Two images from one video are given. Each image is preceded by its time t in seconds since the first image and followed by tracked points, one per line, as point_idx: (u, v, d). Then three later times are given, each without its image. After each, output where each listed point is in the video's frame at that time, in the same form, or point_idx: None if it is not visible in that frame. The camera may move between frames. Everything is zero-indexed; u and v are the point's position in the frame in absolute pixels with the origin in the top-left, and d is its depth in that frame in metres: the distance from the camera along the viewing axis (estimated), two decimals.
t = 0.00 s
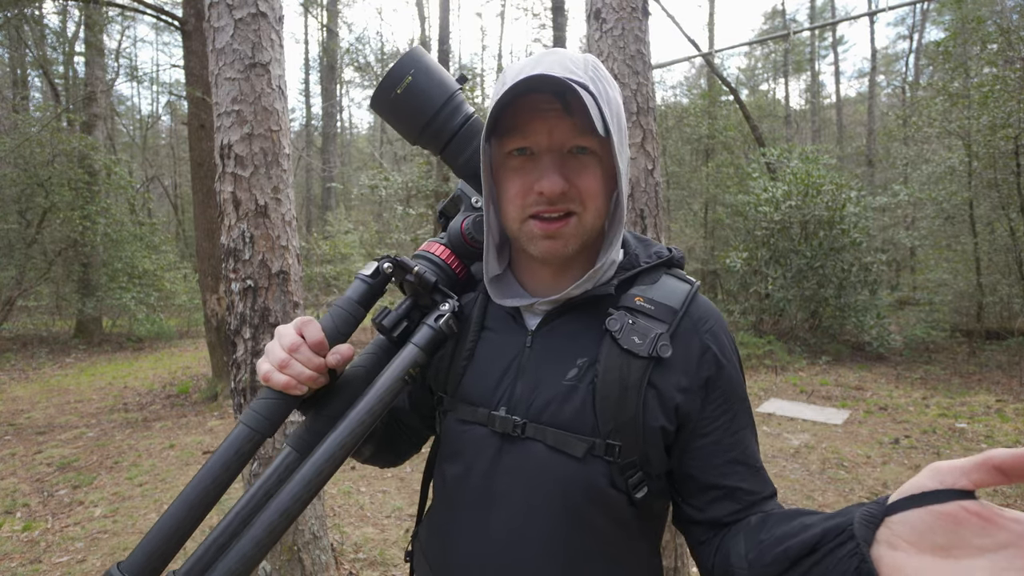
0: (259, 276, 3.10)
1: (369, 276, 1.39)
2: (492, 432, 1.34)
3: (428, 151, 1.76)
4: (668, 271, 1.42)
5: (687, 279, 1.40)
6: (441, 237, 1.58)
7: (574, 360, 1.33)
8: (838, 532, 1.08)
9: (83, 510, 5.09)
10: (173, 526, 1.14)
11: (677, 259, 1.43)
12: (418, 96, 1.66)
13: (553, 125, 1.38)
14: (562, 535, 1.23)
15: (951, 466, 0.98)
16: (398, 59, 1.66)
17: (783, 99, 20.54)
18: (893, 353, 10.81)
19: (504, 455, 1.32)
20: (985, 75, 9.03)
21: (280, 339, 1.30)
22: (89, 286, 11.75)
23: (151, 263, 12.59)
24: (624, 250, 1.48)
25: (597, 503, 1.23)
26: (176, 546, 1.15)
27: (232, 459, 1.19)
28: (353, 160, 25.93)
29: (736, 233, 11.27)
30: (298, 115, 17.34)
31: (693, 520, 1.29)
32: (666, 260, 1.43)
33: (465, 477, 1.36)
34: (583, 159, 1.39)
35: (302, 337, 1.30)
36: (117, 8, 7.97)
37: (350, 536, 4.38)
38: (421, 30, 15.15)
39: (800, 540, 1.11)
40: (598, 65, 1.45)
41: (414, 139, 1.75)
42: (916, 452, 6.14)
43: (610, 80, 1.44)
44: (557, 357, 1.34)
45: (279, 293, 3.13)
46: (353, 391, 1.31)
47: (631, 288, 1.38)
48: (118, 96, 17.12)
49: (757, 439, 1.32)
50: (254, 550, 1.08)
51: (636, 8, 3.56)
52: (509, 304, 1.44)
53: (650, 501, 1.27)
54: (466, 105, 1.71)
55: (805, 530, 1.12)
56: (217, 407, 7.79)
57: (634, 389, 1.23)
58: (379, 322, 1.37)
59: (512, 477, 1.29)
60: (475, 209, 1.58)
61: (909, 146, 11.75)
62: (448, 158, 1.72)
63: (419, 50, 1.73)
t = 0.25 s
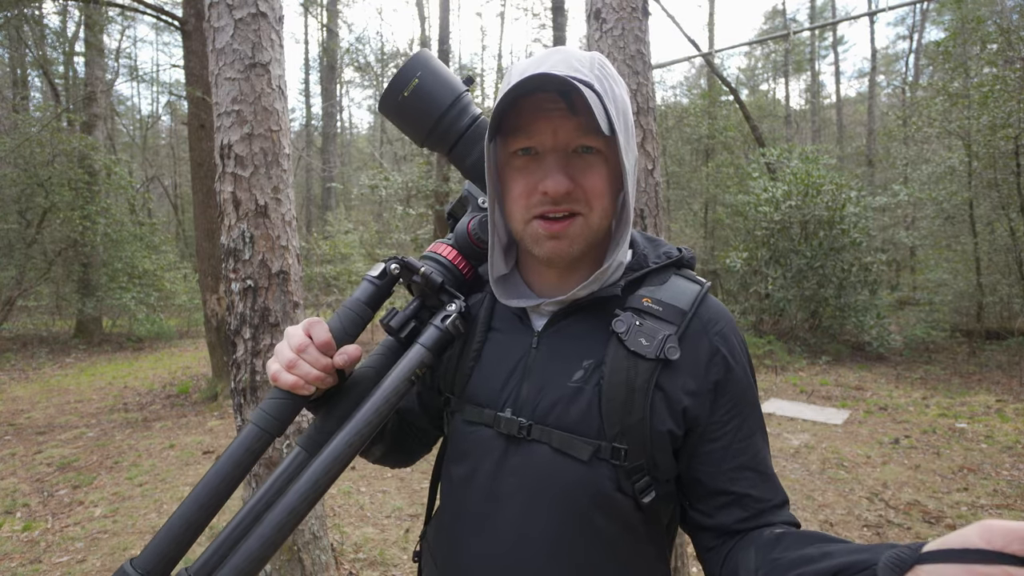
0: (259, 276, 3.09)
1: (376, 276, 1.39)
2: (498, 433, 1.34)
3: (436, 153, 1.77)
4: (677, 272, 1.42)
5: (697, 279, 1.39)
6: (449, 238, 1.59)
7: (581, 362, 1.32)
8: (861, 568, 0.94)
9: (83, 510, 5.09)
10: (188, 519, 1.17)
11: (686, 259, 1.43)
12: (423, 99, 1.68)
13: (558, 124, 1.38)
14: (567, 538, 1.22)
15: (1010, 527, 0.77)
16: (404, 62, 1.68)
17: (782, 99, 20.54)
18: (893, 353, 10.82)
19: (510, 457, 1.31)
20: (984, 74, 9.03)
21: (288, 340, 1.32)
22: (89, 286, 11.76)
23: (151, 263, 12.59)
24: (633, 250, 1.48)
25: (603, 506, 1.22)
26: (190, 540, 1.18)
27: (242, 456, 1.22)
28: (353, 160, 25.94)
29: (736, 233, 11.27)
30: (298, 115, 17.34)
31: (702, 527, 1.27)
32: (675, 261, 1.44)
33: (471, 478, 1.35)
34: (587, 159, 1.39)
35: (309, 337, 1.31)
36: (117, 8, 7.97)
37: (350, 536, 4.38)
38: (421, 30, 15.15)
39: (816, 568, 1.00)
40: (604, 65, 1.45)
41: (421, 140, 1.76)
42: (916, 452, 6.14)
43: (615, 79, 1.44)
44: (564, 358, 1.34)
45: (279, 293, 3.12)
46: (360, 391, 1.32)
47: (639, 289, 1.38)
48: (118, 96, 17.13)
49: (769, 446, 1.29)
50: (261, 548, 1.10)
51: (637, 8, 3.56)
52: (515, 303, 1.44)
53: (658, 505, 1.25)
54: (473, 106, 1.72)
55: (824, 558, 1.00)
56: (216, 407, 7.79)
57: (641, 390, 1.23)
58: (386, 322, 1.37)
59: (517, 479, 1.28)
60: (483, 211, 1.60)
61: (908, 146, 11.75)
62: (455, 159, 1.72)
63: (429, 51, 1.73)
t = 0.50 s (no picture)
0: (259, 276, 3.09)
1: (383, 276, 1.40)
2: (503, 433, 1.34)
3: (445, 155, 1.79)
4: (685, 271, 1.41)
5: (706, 279, 1.38)
6: (456, 239, 1.60)
7: (586, 362, 1.32)
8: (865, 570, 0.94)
9: (83, 510, 5.09)
10: (193, 519, 1.16)
11: (695, 259, 1.42)
12: (433, 103, 1.70)
13: (562, 123, 1.37)
14: (572, 540, 1.22)
15: (1012, 520, 0.77)
16: (414, 65, 1.71)
17: (782, 99, 20.54)
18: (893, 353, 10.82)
19: (515, 458, 1.31)
20: (984, 74, 9.03)
21: (296, 338, 1.33)
22: (89, 286, 11.77)
23: (151, 263, 12.58)
24: (641, 249, 1.47)
25: (608, 508, 1.21)
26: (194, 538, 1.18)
27: (250, 452, 1.22)
28: (353, 160, 25.93)
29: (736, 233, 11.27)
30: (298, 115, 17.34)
31: (712, 531, 1.25)
32: (683, 260, 1.43)
33: (477, 479, 1.36)
34: (592, 157, 1.39)
35: (316, 335, 1.32)
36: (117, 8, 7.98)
37: (350, 536, 4.38)
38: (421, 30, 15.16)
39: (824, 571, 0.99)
40: (611, 63, 1.44)
41: (431, 143, 1.78)
42: (916, 452, 6.14)
43: (623, 77, 1.43)
44: (569, 358, 1.34)
45: (279, 293, 3.12)
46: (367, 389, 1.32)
47: (645, 289, 1.38)
48: (118, 96, 17.13)
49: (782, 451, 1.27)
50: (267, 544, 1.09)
51: (636, 8, 3.56)
52: (521, 303, 1.44)
53: (666, 509, 1.24)
54: (482, 108, 1.74)
55: (832, 561, 1.00)
56: (216, 407, 7.79)
57: (646, 391, 1.22)
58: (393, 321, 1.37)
59: (522, 480, 1.29)
60: (489, 211, 1.61)
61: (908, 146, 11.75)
62: (465, 161, 1.74)
63: (439, 55, 1.75)
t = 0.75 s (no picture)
0: (259, 276, 3.09)
1: (389, 275, 1.40)
2: (507, 434, 1.35)
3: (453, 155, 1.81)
4: (694, 272, 1.37)
5: (716, 280, 1.34)
6: (462, 239, 1.60)
7: (590, 364, 1.31)
8: None
9: (83, 510, 5.09)
10: (195, 514, 1.17)
11: (705, 259, 1.37)
12: (441, 102, 1.73)
13: (532, 111, 1.39)
14: (572, 544, 1.21)
15: (1002, 549, 0.73)
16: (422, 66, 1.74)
17: (782, 99, 20.54)
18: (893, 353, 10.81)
19: (518, 459, 1.32)
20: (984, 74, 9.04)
21: (303, 335, 1.35)
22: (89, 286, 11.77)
23: (151, 264, 12.58)
24: (649, 249, 1.45)
25: (610, 513, 1.20)
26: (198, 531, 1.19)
27: (255, 448, 1.23)
28: (353, 160, 25.93)
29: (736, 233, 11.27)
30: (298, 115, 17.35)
31: (717, 542, 1.21)
32: (692, 260, 1.39)
33: (480, 480, 1.36)
34: (566, 144, 1.38)
35: (323, 333, 1.33)
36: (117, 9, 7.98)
37: (350, 536, 4.38)
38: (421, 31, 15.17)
39: None
40: (596, 49, 1.41)
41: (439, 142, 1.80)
42: (916, 452, 6.13)
43: (605, 61, 1.39)
44: (573, 361, 1.33)
45: (279, 293, 3.12)
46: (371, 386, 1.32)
47: (653, 290, 1.35)
48: (118, 96, 17.15)
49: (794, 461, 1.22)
50: (268, 539, 1.10)
51: (636, 8, 3.56)
52: (527, 301, 1.44)
53: (671, 517, 1.21)
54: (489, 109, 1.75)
55: None
56: (216, 407, 7.79)
57: (650, 395, 1.19)
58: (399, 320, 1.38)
59: (526, 482, 1.29)
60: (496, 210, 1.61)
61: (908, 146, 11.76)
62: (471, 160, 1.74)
63: (446, 55, 1.79)
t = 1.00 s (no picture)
0: (259, 276, 3.09)
1: (396, 275, 1.41)
2: (508, 433, 1.35)
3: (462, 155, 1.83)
4: (701, 273, 1.36)
5: (723, 282, 1.33)
6: (468, 240, 1.60)
7: (591, 365, 1.31)
8: None
9: (83, 510, 5.10)
10: (201, 509, 1.20)
11: (712, 260, 1.37)
12: (449, 100, 1.75)
13: (536, 108, 1.39)
14: (571, 546, 1.21)
15: (981, 554, 0.72)
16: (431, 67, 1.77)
17: (782, 99, 20.55)
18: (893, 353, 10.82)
19: (518, 459, 1.32)
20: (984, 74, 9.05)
21: (311, 332, 1.35)
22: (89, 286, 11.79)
23: (151, 263, 12.58)
24: (655, 249, 1.45)
25: (609, 516, 1.20)
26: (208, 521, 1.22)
27: (260, 445, 1.24)
28: (353, 161, 25.94)
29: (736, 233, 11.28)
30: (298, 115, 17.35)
31: (719, 551, 1.19)
32: (699, 261, 1.38)
33: (481, 479, 1.37)
34: (568, 142, 1.38)
35: (329, 331, 1.34)
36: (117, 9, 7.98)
37: (350, 536, 4.38)
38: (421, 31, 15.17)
39: None
40: (598, 47, 1.41)
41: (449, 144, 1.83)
42: (916, 452, 6.13)
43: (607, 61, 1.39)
44: (576, 361, 1.33)
45: (279, 293, 3.12)
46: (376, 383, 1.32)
47: (657, 290, 1.35)
48: (118, 96, 17.16)
49: (801, 471, 1.19)
50: (270, 535, 1.12)
51: (636, 8, 3.57)
52: (531, 301, 1.45)
53: (672, 522, 1.20)
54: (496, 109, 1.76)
55: None
56: (217, 407, 7.80)
57: (652, 397, 1.19)
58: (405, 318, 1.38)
59: (525, 482, 1.29)
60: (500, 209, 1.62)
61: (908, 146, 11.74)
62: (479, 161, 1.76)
63: (456, 56, 1.82)
